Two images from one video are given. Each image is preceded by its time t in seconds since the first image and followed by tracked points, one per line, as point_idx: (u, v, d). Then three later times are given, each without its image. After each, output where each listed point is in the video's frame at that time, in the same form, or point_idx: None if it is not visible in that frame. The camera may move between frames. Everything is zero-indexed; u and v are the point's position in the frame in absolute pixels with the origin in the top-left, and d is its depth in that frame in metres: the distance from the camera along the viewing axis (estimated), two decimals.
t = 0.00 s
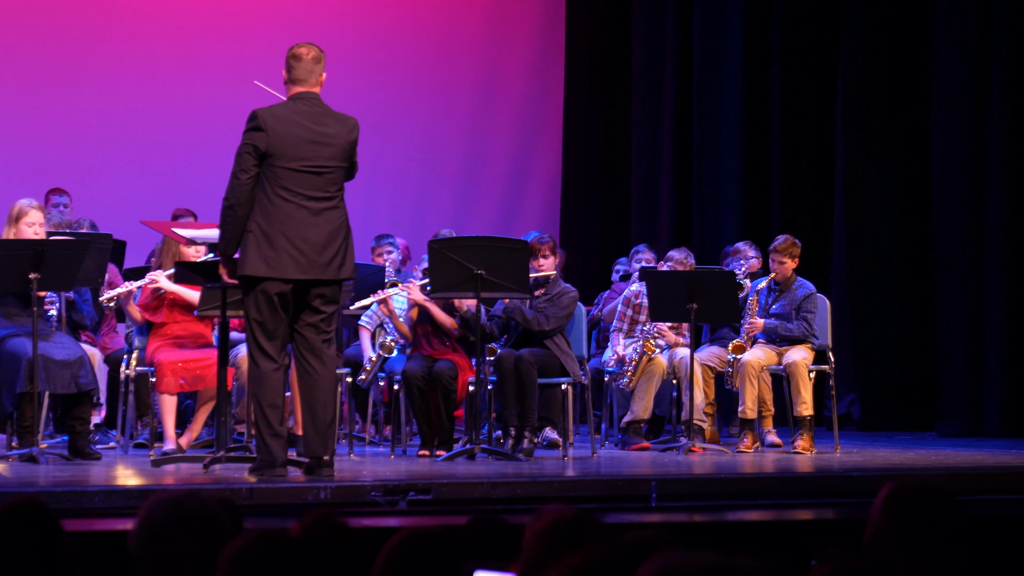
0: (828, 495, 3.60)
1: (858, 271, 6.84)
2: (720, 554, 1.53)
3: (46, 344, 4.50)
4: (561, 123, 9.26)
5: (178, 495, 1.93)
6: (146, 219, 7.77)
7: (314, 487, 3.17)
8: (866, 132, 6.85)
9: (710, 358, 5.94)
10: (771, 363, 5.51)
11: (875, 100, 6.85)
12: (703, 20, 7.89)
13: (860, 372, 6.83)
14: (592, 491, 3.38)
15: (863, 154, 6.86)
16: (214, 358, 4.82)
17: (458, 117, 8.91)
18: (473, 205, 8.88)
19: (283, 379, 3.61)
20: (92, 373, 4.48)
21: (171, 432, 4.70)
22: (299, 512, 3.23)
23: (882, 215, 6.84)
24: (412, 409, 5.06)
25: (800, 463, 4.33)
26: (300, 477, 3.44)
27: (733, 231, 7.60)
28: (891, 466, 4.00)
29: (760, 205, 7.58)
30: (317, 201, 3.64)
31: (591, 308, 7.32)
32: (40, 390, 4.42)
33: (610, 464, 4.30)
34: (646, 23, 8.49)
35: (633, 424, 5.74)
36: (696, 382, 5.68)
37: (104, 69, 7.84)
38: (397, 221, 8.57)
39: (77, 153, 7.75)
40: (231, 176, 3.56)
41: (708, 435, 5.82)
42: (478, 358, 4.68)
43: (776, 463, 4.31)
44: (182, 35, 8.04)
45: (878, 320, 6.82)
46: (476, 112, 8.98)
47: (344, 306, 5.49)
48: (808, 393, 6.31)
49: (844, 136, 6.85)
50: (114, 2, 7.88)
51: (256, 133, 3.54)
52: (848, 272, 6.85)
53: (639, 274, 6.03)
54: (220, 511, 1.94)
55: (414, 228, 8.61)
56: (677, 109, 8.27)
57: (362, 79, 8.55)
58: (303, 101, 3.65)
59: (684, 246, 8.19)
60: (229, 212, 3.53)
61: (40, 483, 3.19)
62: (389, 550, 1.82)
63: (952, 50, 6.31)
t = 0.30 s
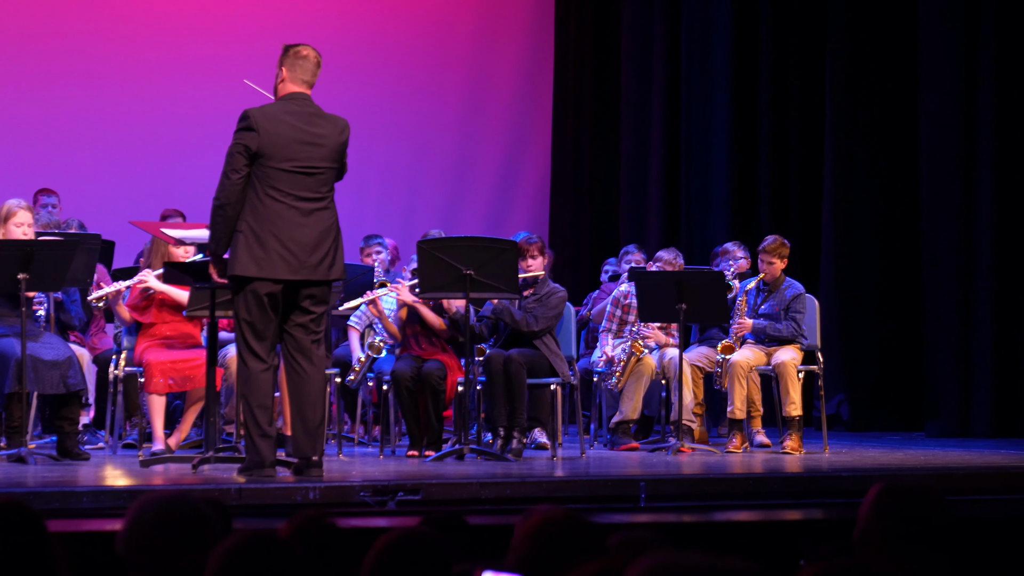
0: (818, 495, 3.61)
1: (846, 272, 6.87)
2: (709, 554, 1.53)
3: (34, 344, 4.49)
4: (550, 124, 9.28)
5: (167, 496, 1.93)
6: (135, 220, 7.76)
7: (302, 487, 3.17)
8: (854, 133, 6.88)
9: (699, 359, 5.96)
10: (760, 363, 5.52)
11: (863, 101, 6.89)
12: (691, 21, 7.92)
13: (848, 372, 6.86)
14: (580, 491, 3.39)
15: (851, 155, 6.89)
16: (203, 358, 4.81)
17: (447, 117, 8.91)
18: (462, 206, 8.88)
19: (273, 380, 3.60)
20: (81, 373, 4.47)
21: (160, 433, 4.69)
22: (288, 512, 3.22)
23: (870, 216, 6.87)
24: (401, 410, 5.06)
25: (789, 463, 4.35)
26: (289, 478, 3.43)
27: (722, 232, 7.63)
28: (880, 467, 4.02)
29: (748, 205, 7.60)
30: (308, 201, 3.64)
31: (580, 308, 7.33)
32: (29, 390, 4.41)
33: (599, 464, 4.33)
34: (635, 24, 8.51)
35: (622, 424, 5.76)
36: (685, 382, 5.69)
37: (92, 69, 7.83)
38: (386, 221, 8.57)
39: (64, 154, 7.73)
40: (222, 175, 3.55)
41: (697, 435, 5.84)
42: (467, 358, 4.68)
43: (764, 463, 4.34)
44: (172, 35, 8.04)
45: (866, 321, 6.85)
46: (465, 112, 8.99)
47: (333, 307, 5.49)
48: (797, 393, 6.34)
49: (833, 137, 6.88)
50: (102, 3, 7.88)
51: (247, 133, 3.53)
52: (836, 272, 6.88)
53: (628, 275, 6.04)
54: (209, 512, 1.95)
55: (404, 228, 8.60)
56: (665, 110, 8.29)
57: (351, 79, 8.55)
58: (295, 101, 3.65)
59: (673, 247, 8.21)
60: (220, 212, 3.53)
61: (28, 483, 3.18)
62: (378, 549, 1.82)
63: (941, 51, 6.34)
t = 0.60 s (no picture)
0: (807, 496, 3.62)
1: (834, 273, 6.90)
2: (698, 555, 1.53)
3: (23, 345, 4.47)
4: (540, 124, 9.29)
5: (157, 496, 1.92)
6: (123, 220, 7.74)
7: (292, 487, 3.17)
8: (843, 134, 6.91)
9: (688, 359, 5.98)
10: (749, 363, 5.54)
11: (852, 102, 6.92)
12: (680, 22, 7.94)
13: (837, 372, 6.88)
14: (569, 491, 3.39)
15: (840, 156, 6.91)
16: (192, 359, 4.80)
17: (437, 117, 8.91)
18: (451, 206, 8.88)
19: (262, 380, 3.60)
20: (70, 374, 4.46)
21: (149, 433, 4.67)
22: (278, 513, 3.22)
23: (858, 217, 6.90)
24: (390, 410, 5.06)
25: (778, 463, 4.36)
26: (278, 478, 3.42)
27: (710, 232, 7.65)
28: (869, 467, 4.04)
29: (737, 206, 7.63)
30: (299, 201, 3.63)
31: (569, 308, 7.33)
32: (17, 390, 4.39)
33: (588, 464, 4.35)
34: (624, 25, 8.53)
35: (611, 424, 5.74)
36: (674, 382, 5.70)
37: (79, 69, 7.81)
38: (375, 221, 8.56)
39: (52, 153, 7.71)
40: (213, 174, 3.55)
41: (686, 435, 5.86)
42: (457, 358, 4.68)
43: (754, 463, 4.36)
44: (161, 35, 8.04)
45: (854, 321, 6.88)
46: (455, 112, 8.99)
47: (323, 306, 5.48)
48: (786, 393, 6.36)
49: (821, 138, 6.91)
50: (90, 2, 7.86)
51: (239, 132, 3.52)
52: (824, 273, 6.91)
53: (618, 275, 6.05)
54: (198, 512, 1.94)
55: (393, 228, 8.60)
56: (655, 110, 8.31)
57: (340, 79, 8.55)
58: (286, 101, 3.65)
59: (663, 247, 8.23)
60: (210, 210, 3.52)
61: (17, 484, 3.17)
62: (368, 549, 1.82)
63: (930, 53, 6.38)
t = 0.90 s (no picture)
0: (797, 496, 3.63)
1: (823, 273, 6.92)
2: (689, 555, 1.53)
3: (12, 344, 4.45)
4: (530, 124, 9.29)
5: (146, 496, 1.92)
6: (113, 219, 7.72)
7: (281, 488, 3.17)
8: (832, 135, 6.94)
9: (678, 359, 6.00)
10: (739, 364, 5.55)
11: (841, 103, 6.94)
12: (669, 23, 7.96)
13: (826, 372, 6.90)
14: (558, 491, 3.39)
15: (829, 157, 6.94)
16: (182, 359, 4.79)
17: (426, 117, 8.91)
18: (441, 206, 8.88)
19: (253, 381, 3.59)
20: (60, 374, 4.44)
21: (139, 433, 4.66)
22: (268, 513, 3.22)
23: (847, 218, 6.93)
24: (380, 410, 5.06)
25: (768, 464, 4.37)
26: (268, 478, 3.42)
27: (700, 232, 7.67)
28: (858, 467, 4.06)
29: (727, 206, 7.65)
30: (290, 201, 3.63)
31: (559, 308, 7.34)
32: (6, 390, 4.37)
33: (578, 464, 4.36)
34: (614, 25, 8.54)
35: (601, 425, 5.74)
36: (664, 383, 5.71)
37: (68, 68, 7.80)
38: (365, 221, 8.56)
39: (40, 153, 7.69)
40: (204, 175, 3.54)
41: (676, 436, 5.88)
42: (446, 358, 4.67)
43: (743, 463, 4.39)
44: (150, 35, 8.03)
45: (843, 321, 6.91)
46: (445, 112, 8.99)
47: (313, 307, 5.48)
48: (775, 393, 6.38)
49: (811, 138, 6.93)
50: (79, 2, 7.84)
51: (229, 132, 3.52)
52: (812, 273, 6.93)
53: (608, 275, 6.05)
54: (189, 512, 1.93)
55: (382, 228, 8.59)
56: (645, 111, 8.32)
57: (330, 79, 8.54)
58: (277, 101, 3.64)
59: (652, 247, 8.24)
60: (201, 211, 3.52)
61: (6, 484, 3.17)
62: (358, 549, 1.82)
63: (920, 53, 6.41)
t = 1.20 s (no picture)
0: (788, 496, 3.63)
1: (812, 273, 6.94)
2: (679, 554, 1.54)
3: (2, 345, 4.44)
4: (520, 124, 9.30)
5: (137, 496, 1.92)
6: (102, 220, 7.69)
7: (272, 488, 3.17)
8: (821, 136, 6.96)
9: (668, 359, 6.01)
10: (729, 364, 5.57)
11: (831, 104, 6.97)
12: (660, 23, 7.98)
13: (816, 372, 6.92)
14: (548, 491, 3.40)
15: (819, 158, 6.96)
16: (172, 359, 4.78)
17: (417, 117, 8.91)
18: (431, 206, 8.88)
19: (244, 381, 3.59)
20: (50, 375, 4.45)
21: (129, 433, 4.64)
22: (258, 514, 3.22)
23: (836, 218, 6.96)
24: (370, 410, 5.05)
25: (758, 463, 4.39)
26: (258, 479, 3.41)
27: (690, 232, 7.69)
28: (849, 467, 4.09)
29: (717, 207, 7.67)
30: (281, 200, 3.62)
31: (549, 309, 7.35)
32: None
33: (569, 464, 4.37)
34: (605, 26, 8.55)
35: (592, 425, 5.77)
36: (654, 383, 5.72)
37: (57, 69, 7.78)
38: (356, 222, 8.55)
39: (30, 154, 7.67)
40: (194, 176, 3.53)
41: (666, 436, 5.90)
42: (437, 358, 4.67)
43: (733, 463, 4.42)
44: (140, 36, 8.02)
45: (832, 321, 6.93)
46: (436, 112, 8.99)
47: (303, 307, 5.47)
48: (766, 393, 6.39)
49: (801, 139, 6.96)
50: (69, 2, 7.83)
51: (220, 133, 3.51)
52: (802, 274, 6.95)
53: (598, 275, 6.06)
54: (179, 511, 1.93)
55: (373, 228, 8.59)
56: (635, 111, 8.33)
57: (321, 79, 8.54)
58: (267, 101, 3.64)
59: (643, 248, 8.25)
60: (192, 212, 3.51)
61: None
62: (349, 549, 1.82)
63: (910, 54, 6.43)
